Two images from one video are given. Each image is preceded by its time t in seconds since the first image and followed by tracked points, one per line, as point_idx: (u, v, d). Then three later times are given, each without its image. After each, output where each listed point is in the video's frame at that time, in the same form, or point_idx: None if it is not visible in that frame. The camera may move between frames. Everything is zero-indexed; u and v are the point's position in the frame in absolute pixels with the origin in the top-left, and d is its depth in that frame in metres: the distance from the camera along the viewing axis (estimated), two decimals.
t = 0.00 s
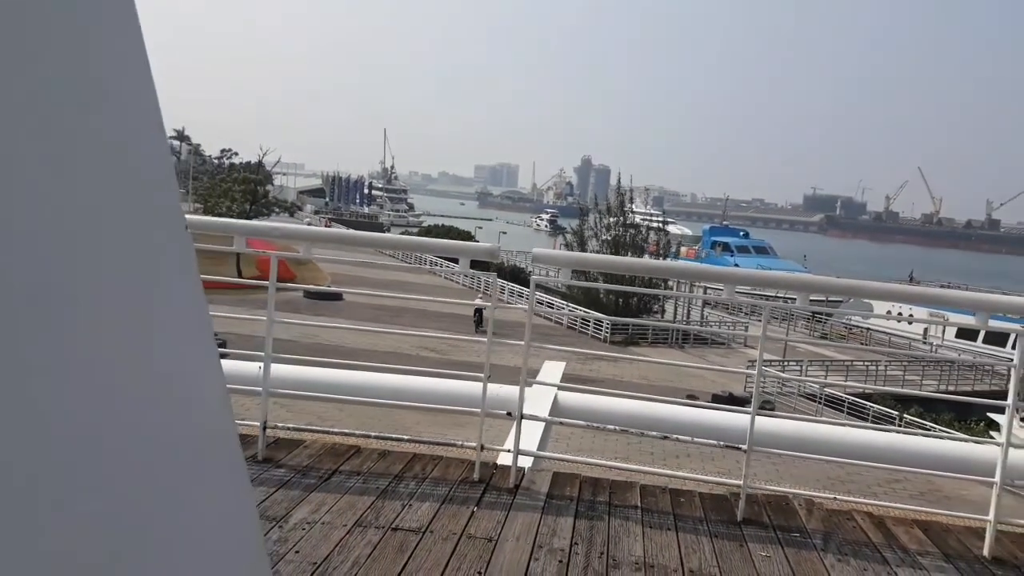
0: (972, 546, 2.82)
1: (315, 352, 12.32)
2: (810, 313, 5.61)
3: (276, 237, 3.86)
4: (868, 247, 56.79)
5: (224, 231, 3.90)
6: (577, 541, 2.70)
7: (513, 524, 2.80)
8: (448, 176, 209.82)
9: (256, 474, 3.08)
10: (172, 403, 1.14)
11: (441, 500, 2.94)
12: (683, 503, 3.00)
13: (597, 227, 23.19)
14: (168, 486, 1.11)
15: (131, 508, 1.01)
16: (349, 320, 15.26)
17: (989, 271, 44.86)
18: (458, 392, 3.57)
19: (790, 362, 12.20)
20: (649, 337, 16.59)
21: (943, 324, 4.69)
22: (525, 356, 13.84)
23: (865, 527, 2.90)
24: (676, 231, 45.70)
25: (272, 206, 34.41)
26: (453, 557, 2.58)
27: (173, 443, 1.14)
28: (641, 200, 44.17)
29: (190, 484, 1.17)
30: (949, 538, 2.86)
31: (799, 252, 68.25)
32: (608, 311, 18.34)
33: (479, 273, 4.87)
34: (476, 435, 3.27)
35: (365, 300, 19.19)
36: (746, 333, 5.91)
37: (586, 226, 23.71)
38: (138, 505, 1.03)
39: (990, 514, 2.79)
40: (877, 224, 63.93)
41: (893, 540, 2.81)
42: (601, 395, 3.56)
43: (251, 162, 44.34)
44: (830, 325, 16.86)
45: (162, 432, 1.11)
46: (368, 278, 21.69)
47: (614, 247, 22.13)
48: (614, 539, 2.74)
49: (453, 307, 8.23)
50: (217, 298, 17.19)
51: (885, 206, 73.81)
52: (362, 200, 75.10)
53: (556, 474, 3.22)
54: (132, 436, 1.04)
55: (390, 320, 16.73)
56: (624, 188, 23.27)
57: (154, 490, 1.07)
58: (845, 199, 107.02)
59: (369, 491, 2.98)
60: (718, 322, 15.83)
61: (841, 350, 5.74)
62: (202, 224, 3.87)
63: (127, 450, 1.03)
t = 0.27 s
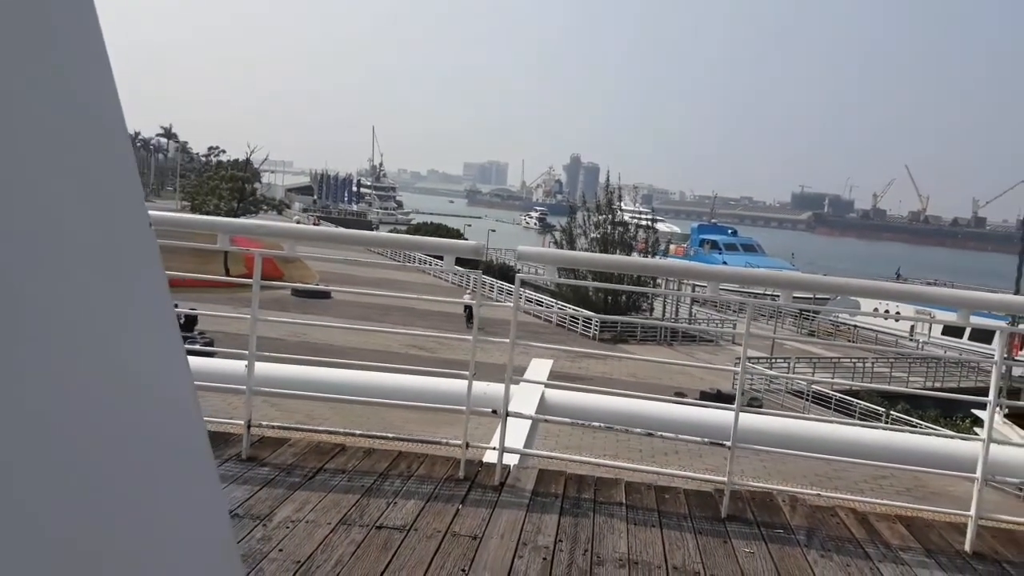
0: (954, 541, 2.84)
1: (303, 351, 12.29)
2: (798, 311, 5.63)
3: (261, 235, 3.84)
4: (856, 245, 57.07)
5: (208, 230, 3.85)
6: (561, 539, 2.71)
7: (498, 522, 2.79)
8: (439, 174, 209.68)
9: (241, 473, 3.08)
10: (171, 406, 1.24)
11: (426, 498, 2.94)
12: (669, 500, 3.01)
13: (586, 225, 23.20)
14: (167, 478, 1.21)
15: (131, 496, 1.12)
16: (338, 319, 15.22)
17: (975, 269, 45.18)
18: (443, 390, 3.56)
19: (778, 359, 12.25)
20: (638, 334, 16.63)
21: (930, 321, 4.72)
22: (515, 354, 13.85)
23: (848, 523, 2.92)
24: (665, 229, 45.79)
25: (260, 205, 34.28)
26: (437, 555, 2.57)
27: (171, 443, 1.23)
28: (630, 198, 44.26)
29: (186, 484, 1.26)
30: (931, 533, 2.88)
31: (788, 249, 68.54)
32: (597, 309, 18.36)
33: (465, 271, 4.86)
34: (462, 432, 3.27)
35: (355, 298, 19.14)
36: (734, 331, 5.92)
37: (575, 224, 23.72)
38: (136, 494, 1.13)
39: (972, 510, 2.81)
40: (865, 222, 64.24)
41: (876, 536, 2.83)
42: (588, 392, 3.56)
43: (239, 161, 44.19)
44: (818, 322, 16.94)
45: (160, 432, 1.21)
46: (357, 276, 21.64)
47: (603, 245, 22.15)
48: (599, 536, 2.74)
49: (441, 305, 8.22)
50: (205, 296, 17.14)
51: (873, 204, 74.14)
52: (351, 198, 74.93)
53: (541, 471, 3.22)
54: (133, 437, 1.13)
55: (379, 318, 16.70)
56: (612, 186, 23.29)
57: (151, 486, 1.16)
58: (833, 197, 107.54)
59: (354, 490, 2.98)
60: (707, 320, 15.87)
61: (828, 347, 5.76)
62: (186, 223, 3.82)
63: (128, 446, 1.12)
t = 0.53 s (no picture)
0: (933, 534, 2.87)
1: (289, 347, 12.24)
2: (785, 306, 5.64)
3: (243, 230, 3.81)
4: (841, 241, 57.39)
5: (191, 226, 3.78)
6: (544, 533, 2.71)
7: (481, 518, 2.79)
8: (428, 170, 209.48)
9: (223, 470, 3.06)
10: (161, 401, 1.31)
11: (409, 494, 2.93)
12: (652, 494, 3.02)
13: (573, 221, 23.21)
14: (165, 474, 1.29)
15: (135, 496, 1.20)
16: (324, 315, 15.17)
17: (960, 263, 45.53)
18: (427, 385, 3.55)
19: (764, 354, 12.30)
20: (625, 330, 16.66)
21: (915, 316, 4.73)
22: (502, 349, 13.84)
23: (830, 516, 2.93)
24: (651, 225, 45.89)
25: (245, 201, 34.10)
26: (419, 551, 2.56)
27: (167, 443, 1.32)
28: (617, 193, 44.30)
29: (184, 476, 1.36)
30: (913, 527, 2.90)
31: (775, 245, 68.81)
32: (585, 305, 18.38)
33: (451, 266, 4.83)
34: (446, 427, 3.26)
35: (341, 294, 19.09)
36: (721, 326, 5.93)
37: (563, 220, 23.72)
38: (140, 492, 1.22)
39: (952, 503, 2.83)
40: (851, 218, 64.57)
41: (856, 529, 2.85)
42: (573, 387, 3.55)
43: (224, 156, 43.94)
44: (804, 317, 17.02)
45: (158, 432, 1.30)
46: (343, 272, 21.56)
47: (590, 240, 22.15)
48: (582, 530, 2.74)
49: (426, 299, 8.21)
50: (191, 293, 17.03)
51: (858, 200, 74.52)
52: (338, 193, 74.73)
53: (525, 466, 3.22)
54: (133, 437, 1.22)
55: (366, 314, 16.67)
56: (599, 182, 23.28)
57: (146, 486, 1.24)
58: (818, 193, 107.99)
59: (337, 485, 2.97)
60: (694, 315, 15.91)
61: (814, 343, 5.77)
62: (168, 219, 3.75)
63: (133, 449, 1.21)
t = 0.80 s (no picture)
0: (913, 528, 2.89)
1: (275, 345, 12.20)
2: (770, 302, 5.65)
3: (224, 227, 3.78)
4: (827, 238, 57.69)
5: (172, 224, 3.73)
6: (527, 530, 2.70)
7: (464, 516, 2.78)
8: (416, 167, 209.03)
9: (204, 468, 3.04)
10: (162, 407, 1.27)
11: (392, 492, 2.92)
12: (635, 490, 3.02)
13: (560, 218, 23.21)
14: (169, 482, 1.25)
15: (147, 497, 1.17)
16: (311, 313, 15.11)
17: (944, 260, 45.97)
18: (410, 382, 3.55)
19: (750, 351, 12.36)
20: (611, 326, 16.69)
21: (899, 312, 4.75)
22: (489, 347, 13.85)
23: (812, 512, 2.94)
24: (638, 221, 45.97)
25: (231, 198, 33.91)
26: (402, 550, 2.55)
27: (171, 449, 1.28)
28: (604, 190, 44.44)
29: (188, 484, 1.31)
30: (893, 521, 2.92)
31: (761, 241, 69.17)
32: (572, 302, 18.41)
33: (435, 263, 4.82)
34: (429, 425, 3.25)
35: (328, 292, 19.02)
36: (707, 322, 5.93)
37: (550, 217, 23.72)
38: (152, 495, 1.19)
39: (932, 497, 2.85)
40: (836, 215, 64.90)
41: (838, 524, 2.87)
42: (557, 384, 3.55)
43: (210, 153, 43.75)
44: (790, 314, 17.10)
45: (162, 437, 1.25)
46: (330, 270, 21.48)
47: (577, 237, 22.17)
48: (564, 527, 2.74)
49: (412, 297, 8.19)
50: (177, 291, 16.94)
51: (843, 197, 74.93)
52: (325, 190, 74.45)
53: (509, 463, 3.22)
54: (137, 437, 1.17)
55: (353, 312, 16.63)
56: (586, 179, 23.30)
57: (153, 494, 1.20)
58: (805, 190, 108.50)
59: (319, 484, 2.96)
60: (681, 312, 15.95)
61: (800, 339, 5.79)
62: (148, 217, 3.70)
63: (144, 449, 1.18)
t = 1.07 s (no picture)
0: (894, 521, 2.91)
1: (259, 342, 12.15)
2: (756, 298, 5.65)
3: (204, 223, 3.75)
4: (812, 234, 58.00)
5: (151, 220, 3.68)
6: (509, 524, 2.70)
7: (446, 511, 2.77)
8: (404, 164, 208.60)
9: (185, 465, 3.03)
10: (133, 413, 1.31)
11: (374, 488, 2.91)
12: (618, 485, 3.02)
13: (547, 214, 23.21)
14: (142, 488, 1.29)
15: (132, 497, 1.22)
16: (296, 310, 15.06)
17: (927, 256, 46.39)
18: (393, 378, 3.54)
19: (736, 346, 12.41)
20: (598, 322, 16.72)
21: (884, 307, 4.76)
22: (476, 343, 13.85)
23: (793, 505, 2.96)
24: (624, 218, 46.04)
25: (215, 195, 33.73)
26: (383, 545, 2.55)
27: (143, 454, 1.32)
28: (591, 186, 44.53)
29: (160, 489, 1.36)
30: (874, 514, 2.95)
31: (748, 238, 69.47)
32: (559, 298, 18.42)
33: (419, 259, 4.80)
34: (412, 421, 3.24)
35: (314, 289, 18.96)
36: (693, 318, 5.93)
37: (537, 213, 23.72)
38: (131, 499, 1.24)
39: (911, 490, 2.88)
40: (822, 211, 65.22)
41: (819, 517, 2.88)
42: (542, 380, 3.54)
43: (194, 149, 43.51)
44: (775, 309, 17.19)
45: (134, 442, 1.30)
46: (316, 266, 21.41)
47: (564, 233, 22.18)
48: (547, 521, 2.74)
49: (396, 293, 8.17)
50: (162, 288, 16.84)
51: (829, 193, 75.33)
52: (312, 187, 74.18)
53: (492, 458, 3.22)
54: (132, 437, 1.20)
55: (339, 309, 16.59)
56: (573, 175, 23.31)
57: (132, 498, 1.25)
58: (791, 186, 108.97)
59: (301, 480, 2.95)
60: (667, 308, 16.00)
61: (786, 334, 5.79)
62: (127, 213, 3.65)
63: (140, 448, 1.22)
